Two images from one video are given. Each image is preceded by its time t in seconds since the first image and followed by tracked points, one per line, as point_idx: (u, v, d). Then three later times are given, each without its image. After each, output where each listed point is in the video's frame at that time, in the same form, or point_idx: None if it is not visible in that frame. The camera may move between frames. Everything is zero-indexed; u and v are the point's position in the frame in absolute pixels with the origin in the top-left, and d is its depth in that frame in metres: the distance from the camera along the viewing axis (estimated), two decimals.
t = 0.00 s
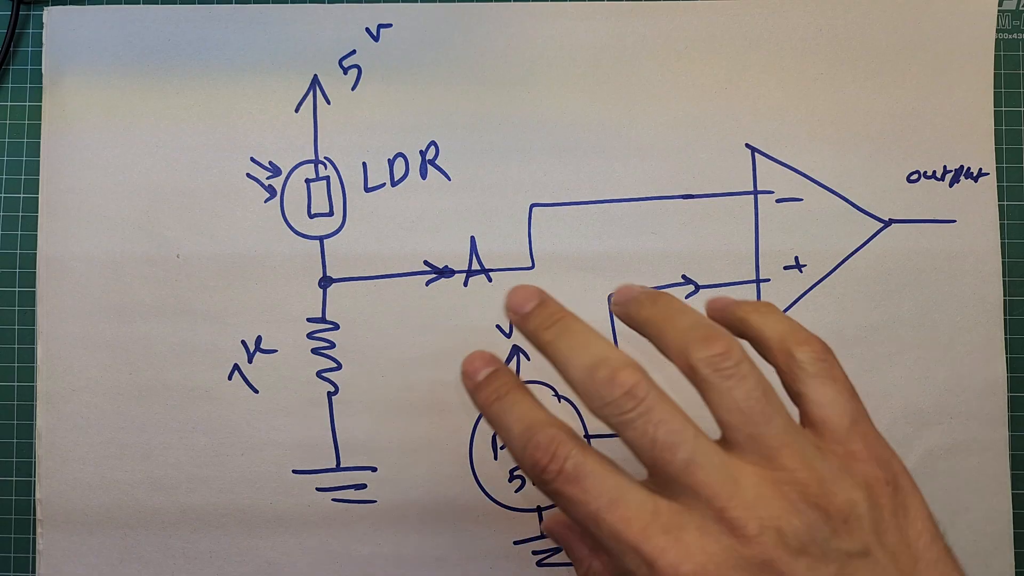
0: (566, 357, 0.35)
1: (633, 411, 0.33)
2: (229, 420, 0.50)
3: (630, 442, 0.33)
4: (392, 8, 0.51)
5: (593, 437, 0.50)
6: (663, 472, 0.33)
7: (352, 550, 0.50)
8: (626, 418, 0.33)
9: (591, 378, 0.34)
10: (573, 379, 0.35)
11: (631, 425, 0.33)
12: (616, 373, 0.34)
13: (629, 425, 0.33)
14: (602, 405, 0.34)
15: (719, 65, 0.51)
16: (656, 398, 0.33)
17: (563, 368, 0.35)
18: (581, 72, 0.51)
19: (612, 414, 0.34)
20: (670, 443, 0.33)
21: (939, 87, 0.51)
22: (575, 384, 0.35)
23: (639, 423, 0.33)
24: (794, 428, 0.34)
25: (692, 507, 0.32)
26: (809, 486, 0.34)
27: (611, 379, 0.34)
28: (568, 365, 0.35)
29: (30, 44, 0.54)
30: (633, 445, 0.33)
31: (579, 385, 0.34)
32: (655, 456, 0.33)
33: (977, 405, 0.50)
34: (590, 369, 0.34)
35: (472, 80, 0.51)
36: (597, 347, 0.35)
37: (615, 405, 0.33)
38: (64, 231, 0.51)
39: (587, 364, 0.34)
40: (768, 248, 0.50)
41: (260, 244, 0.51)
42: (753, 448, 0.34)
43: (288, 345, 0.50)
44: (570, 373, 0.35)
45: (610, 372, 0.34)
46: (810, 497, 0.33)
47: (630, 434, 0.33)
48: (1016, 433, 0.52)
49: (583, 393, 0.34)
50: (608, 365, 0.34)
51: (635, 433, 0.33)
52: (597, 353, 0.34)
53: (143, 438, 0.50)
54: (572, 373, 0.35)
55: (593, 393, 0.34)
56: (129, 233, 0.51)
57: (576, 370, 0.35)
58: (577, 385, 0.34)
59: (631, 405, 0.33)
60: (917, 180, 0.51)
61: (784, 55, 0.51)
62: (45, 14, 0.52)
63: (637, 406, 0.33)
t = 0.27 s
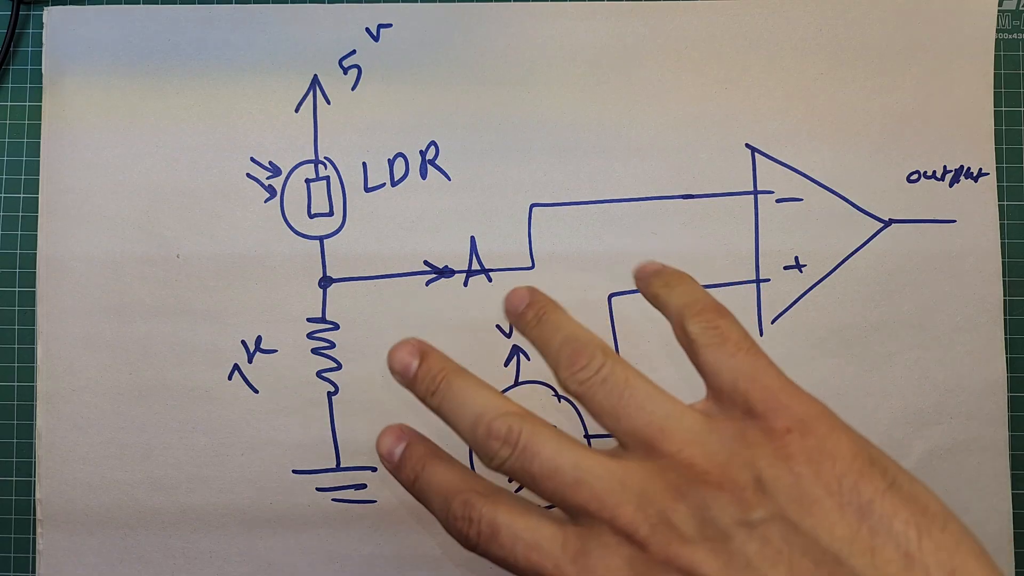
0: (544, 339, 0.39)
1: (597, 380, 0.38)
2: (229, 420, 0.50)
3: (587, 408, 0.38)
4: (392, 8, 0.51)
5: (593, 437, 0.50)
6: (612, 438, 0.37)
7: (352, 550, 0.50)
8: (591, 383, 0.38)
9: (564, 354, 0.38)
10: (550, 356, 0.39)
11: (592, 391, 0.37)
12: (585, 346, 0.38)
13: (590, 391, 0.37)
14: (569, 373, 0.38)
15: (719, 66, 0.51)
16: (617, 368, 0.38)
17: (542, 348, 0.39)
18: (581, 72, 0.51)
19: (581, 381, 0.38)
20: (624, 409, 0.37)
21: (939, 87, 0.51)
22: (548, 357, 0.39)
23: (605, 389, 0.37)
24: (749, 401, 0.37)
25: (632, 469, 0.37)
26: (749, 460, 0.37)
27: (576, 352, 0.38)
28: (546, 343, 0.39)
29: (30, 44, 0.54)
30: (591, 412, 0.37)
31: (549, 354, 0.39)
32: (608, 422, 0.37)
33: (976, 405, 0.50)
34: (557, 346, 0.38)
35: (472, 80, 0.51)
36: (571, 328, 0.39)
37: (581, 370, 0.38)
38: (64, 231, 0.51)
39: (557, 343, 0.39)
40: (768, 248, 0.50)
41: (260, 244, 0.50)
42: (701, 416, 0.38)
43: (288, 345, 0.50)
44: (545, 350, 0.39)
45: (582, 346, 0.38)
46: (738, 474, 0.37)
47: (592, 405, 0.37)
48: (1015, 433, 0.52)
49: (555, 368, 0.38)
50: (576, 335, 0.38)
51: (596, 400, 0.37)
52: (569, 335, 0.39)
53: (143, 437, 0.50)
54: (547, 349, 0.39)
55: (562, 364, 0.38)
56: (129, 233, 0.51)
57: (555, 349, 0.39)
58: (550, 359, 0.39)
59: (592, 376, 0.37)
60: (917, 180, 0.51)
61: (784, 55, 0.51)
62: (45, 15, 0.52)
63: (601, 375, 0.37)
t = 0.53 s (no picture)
0: (598, 283, 0.44)
1: (632, 338, 0.41)
2: (229, 420, 0.50)
3: (609, 360, 0.42)
4: (392, 7, 0.51)
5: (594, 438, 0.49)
6: (616, 388, 0.41)
7: (351, 551, 0.49)
8: (626, 338, 0.42)
9: (615, 300, 0.43)
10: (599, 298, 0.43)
11: (625, 348, 0.41)
12: (629, 299, 0.42)
13: (619, 342, 0.42)
14: (615, 321, 0.42)
15: (720, 65, 0.51)
16: (648, 334, 0.41)
17: (593, 291, 0.44)
18: (581, 72, 0.51)
19: (616, 330, 0.42)
20: (636, 368, 0.41)
21: (940, 86, 0.51)
22: (596, 300, 0.44)
23: (684, 347, 0.44)
24: (719, 403, 0.42)
25: (622, 417, 0.41)
26: (711, 441, 0.41)
27: (637, 293, 0.43)
28: (598, 289, 0.44)
29: (29, 43, 0.54)
30: (604, 360, 0.42)
31: (600, 311, 0.43)
32: (621, 372, 0.41)
33: (978, 406, 0.50)
34: (602, 283, 0.44)
35: (472, 80, 0.51)
36: (624, 279, 0.43)
37: (625, 325, 0.42)
38: (63, 231, 0.51)
39: (604, 290, 0.43)
40: (769, 248, 0.50)
41: (260, 244, 0.50)
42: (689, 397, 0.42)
43: (287, 345, 0.50)
44: (593, 293, 0.44)
45: (627, 300, 0.42)
46: (704, 450, 0.41)
47: (619, 353, 0.42)
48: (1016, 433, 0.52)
49: (599, 312, 0.43)
50: (695, 296, 0.45)
51: (620, 351, 0.42)
52: (624, 282, 0.43)
53: (142, 438, 0.50)
54: (597, 297, 0.43)
55: (608, 310, 0.42)
56: (128, 233, 0.51)
57: (604, 296, 0.43)
58: (598, 305, 0.43)
59: (709, 345, 0.43)
60: (918, 180, 0.51)
61: (785, 55, 0.51)
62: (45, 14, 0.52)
63: (635, 335, 0.41)
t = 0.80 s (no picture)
0: (598, 340, 0.36)
1: (632, 399, 0.34)
2: (228, 420, 0.50)
3: (605, 418, 0.35)
4: (392, 7, 0.51)
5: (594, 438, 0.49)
6: (609, 447, 0.34)
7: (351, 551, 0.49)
8: (626, 398, 0.34)
9: (594, 342, 0.36)
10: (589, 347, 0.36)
11: (621, 409, 0.34)
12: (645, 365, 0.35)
13: (616, 400, 0.34)
14: (603, 373, 0.35)
15: (720, 65, 0.51)
16: (642, 402, 0.34)
17: (587, 334, 0.37)
18: (581, 72, 0.51)
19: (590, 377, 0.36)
20: (634, 430, 0.34)
21: (941, 86, 0.51)
22: (586, 342, 0.37)
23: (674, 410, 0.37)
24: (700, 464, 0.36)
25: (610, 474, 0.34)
26: (677, 512, 0.35)
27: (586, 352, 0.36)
28: (583, 328, 0.37)
29: (28, 43, 0.54)
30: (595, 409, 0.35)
31: (587, 346, 0.36)
32: (621, 434, 0.34)
33: (978, 406, 0.50)
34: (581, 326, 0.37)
35: (472, 79, 0.51)
36: (619, 338, 0.36)
37: (626, 386, 0.34)
38: (62, 231, 0.51)
39: (616, 344, 0.36)
40: (769, 248, 0.50)
41: (260, 243, 0.50)
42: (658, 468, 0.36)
43: (287, 345, 0.50)
44: (583, 335, 0.37)
45: (622, 359, 0.35)
46: (669, 525, 0.35)
47: (616, 413, 0.34)
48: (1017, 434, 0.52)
49: (591, 355, 0.36)
50: (700, 373, 0.37)
51: (620, 414, 0.34)
52: (601, 337, 0.36)
53: (141, 438, 0.50)
54: (587, 339, 0.37)
55: (607, 368, 0.35)
56: (127, 232, 0.51)
57: (597, 347, 0.36)
58: (586, 346, 0.37)
59: (706, 417, 0.37)
60: (918, 180, 0.51)
61: (785, 54, 0.51)
62: (44, 14, 0.52)
63: (626, 394, 0.34)
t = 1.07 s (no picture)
0: (563, 364, 0.35)
1: (619, 406, 0.34)
2: (228, 420, 0.50)
3: (600, 433, 0.34)
4: (392, 7, 0.51)
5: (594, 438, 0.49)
6: (617, 456, 0.34)
7: (351, 551, 0.49)
8: (606, 412, 0.34)
9: (563, 369, 0.35)
10: (561, 371, 0.35)
11: (609, 420, 0.34)
12: (622, 374, 0.34)
13: (601, 413, 0.34)
14: (581, 393, 0.34)
15: (720, 65, 0.51)
16: (628, 407, 0.34)
17: (556, 361, 0.35)
18: (581, 72, 0.51)
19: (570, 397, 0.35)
20: (634, 433, 0.34)
21: (940, 86, 0.51)
22: (555, 368, 0.35)
23: (691, 400, 0.35)
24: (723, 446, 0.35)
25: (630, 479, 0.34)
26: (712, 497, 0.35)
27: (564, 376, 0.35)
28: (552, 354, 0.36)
29: (28, 43, 0.54)
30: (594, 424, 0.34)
31: (562, 371, 0.35)
32: (627, 444, 0.34)
33: (979, 406, 0.50)
34: (549, 351, 0.36)
35: (472, 79, 0.51)
36: (587, 355, 0.35)
37: (605, 398, 0.34)
38: (62, 231, 0.51)
39: (583, 363, 0.35)
40: (769, 248, 0.50)
41: (260, 244, 0.50)
42: (681, 456, 0.35)
43: (287, 345, 0.50)
44: (552, 361, 0.36)
45: (596, 372, 0.34)
46: (712, 513, 0.34)
47: (605, 425, 0.34)
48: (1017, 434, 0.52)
49: (563, 379, 0.35)
50: (714, 370, 0.34)
51: (619, 425, 0.34)
52: (569, 357, 0.35)
53: (141, 438, 0.50)
54: (558, 370, 0.35)
55: (579, 385, 0.34)
56: (127, 233, 0.51)
57: (567, 368, 0.35)
58: (560, 372, 0.35)
59: (726, 406, 0.34)
60: (918, 180, 0.51)
61: (785, 54, 0.51)
62: (44, 14, 0.52)
63: (610, 404, 0.34)
